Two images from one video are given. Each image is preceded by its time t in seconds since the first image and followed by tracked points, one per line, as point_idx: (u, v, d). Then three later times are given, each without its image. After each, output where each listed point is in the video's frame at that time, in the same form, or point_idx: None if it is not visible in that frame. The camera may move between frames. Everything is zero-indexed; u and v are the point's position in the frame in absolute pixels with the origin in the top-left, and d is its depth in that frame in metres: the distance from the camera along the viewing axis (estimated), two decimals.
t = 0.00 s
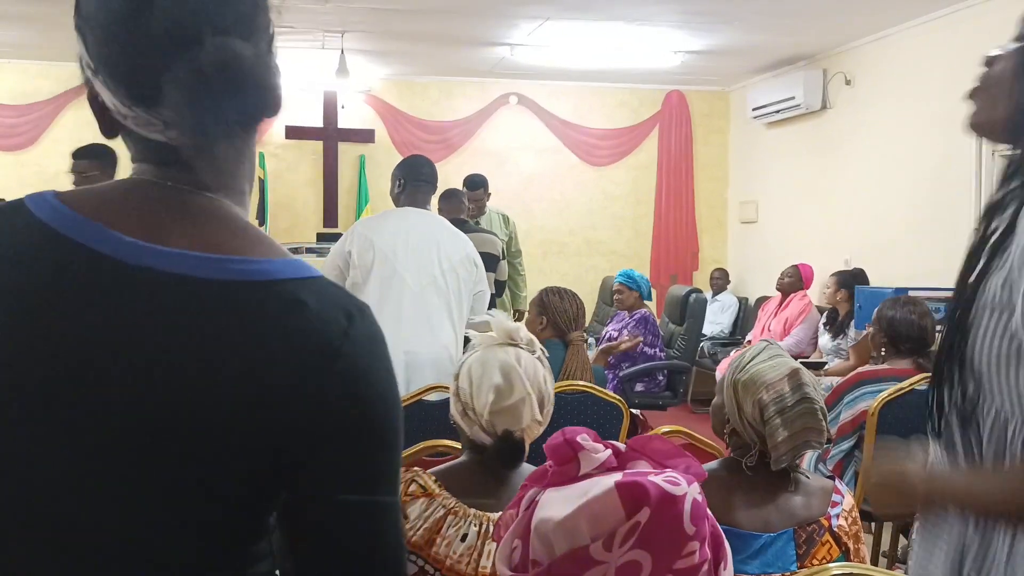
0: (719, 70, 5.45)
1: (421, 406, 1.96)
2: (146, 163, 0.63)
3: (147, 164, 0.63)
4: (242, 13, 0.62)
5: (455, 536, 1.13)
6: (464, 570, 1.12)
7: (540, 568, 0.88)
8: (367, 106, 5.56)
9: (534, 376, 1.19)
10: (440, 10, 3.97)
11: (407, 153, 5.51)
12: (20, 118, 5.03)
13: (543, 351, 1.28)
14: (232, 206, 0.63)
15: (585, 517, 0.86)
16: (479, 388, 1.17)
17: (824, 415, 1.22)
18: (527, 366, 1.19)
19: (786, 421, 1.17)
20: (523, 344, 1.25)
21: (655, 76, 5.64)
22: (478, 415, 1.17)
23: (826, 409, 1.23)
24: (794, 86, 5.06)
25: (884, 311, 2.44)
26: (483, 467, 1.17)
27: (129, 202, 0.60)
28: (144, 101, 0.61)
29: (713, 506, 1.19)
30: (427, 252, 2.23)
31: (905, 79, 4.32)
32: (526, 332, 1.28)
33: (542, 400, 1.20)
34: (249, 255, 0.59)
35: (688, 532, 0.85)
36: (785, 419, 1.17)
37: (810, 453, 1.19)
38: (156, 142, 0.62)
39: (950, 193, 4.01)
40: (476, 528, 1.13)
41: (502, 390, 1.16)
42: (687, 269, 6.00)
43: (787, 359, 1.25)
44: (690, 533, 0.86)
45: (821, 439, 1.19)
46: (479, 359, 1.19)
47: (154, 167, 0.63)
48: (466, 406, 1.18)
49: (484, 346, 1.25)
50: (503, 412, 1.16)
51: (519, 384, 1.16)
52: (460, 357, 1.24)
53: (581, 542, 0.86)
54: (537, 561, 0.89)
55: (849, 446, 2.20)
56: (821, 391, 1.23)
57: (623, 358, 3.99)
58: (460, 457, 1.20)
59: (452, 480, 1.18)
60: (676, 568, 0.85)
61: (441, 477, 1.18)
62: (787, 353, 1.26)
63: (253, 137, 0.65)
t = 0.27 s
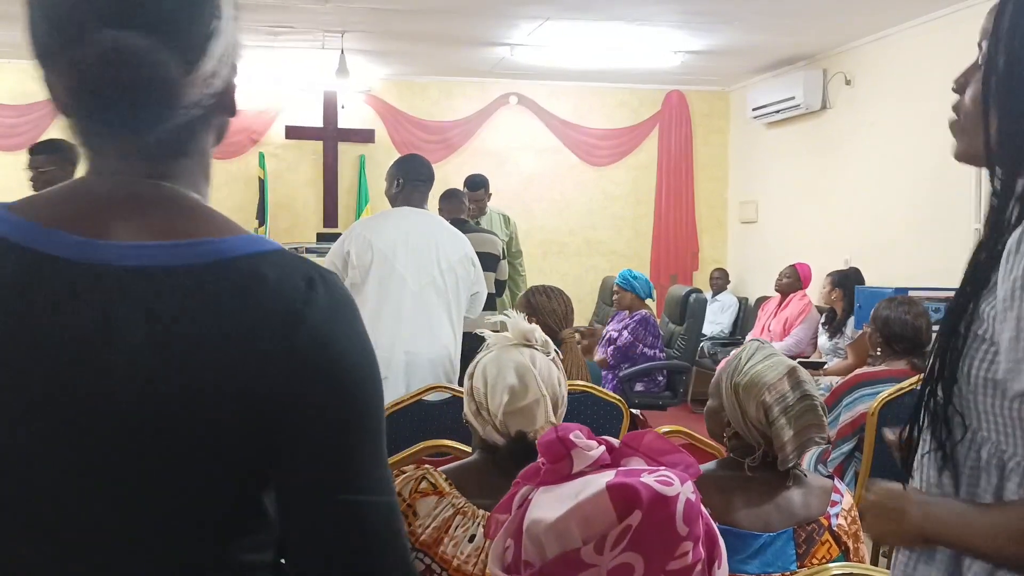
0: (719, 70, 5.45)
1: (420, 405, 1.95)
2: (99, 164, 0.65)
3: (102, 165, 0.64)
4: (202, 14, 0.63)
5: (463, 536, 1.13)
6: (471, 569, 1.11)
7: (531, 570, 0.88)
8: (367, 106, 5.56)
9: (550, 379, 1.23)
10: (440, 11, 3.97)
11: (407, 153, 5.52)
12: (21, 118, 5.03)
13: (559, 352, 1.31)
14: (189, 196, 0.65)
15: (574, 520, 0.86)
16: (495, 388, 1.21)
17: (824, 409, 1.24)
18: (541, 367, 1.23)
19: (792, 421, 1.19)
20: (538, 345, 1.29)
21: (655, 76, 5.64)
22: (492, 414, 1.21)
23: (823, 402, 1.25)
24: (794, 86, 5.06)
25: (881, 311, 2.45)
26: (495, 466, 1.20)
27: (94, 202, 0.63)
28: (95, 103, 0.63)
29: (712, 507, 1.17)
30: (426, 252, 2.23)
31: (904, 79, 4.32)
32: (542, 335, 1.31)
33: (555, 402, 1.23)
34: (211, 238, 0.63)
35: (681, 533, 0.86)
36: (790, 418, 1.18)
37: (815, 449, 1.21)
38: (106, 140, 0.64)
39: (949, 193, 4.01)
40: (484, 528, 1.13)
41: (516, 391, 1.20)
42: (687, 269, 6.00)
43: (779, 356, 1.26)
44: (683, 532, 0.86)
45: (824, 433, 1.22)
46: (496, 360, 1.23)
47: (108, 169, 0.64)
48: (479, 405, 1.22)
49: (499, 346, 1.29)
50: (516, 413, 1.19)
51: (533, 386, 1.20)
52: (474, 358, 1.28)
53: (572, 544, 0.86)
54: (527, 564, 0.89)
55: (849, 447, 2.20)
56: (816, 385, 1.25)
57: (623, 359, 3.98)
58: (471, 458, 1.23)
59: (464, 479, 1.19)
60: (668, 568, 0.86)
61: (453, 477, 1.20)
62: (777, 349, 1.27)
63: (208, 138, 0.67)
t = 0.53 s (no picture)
0: (719, 70, 5.45)
1: (422, 404, 1.95)
2: (49, 165, 0.67)
3: (50, 165, 0.67)
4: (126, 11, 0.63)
5: (463, 537, 1.13)
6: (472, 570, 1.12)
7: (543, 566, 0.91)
8: (367, 106, 5.55)
9: (549, 378, 1.23)
10: (439, 10, 3.97)
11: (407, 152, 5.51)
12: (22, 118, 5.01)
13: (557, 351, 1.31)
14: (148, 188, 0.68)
15: (585, 519, 0.89)
16: (494, 389, 1.20)
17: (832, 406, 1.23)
18: (539, 368, 1.23)
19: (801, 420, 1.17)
20: (537, 345, 1.28)
21: (655, 75, 5.64)
22: (492, 416, 1.20)
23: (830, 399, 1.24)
24: (794, 86, 5.07)
25: (880, 312, 2.45)
26: (496, 467, 1.19)
27: (67, 204, 0.66)
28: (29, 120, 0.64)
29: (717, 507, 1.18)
30: (426, 252, 2.23)
31: (904, 78, 4.32)
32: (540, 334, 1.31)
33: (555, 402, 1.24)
34: (185, 226, 0.66)
35: (692, 536, 0.88)
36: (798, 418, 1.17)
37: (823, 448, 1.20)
38: (45, 145, 0.66)
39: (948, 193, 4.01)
40: (484, 530, 1.13)
41: (516, 391, 1.20)
42: (687, 269, 6.00)
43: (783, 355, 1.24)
44: (695, 535, 0.88)
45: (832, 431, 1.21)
46: (494, 361, 1.23)
47: (63, 173, 0.67)
48: (479, 406, 1.21)
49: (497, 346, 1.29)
50: (516, 414, 1.19)
51: (532, 386, 1.20)
52: (473, 358, 1.27)
53: (582, 541, 0.89)
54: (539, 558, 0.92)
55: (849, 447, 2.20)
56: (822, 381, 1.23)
57: (624, 360, 3.97)
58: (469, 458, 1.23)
59: (464, 479, 1.19)
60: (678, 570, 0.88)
61: (452, 477, 1.19)
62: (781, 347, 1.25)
63: (153, 129, 0.69)
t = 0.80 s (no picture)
0: (719, 70, 5.44)
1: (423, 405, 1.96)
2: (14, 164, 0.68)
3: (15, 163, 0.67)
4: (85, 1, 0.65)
5: (458, 537, 1.15)
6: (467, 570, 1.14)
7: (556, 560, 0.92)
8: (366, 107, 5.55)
9: (538, 377, 1.25)
10: (439, 11, 3.97)
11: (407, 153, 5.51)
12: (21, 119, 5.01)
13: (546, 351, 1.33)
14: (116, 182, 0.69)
15: (601, 514, 0.90)
16: (484, 389, 1.22)
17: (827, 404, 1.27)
18: (528, 367, 1.25)
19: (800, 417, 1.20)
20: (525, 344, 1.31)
21: (655, 76, 5.64)
22: (483, 415, 1.21)
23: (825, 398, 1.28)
24: (794, 86, 5.08)
25: (883, 311, 2.45)
26: (488, 467, 1.21)
27: (47, 206, 0.66)
28: None
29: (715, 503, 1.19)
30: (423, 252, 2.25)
31: (903, 79, 4.32)
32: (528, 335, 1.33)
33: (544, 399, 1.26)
34: (169, 222, 0.66)
35: (708, 535, 0.89)
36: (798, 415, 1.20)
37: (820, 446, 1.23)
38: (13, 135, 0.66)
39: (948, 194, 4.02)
40: (479, 529, 1.15)
41: (506, 391, 1.21)
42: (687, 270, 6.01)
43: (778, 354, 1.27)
44: (709, 535, 0.89)
45: (828, 428, 1.25)
46: (484, 362, 1.24)
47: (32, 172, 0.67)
48: (470, 406, 1.23)
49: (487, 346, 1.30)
50: (508, 413, 1.20)
51: (523, 385, 1.22)
52: (463, 360, 1.28)
53: (598, 536, 0.90)
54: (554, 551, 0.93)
55: (849, 447, 2.20)
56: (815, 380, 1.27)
57: (623, 359, 3.98)
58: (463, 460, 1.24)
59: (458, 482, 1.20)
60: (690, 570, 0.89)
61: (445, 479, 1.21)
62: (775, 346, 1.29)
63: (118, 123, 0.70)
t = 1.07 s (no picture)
0: (719, 70, 5.44)
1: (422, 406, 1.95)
2: None
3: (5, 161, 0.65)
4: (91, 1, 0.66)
5: (450, 536, 1.17)
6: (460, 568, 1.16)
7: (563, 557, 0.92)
8: (367, 107, 5.54)
9: (522, 375, 1.20)
10: (439, 11, 3.97)
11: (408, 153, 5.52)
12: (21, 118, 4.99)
13: (530, 348, 1.29)
14: (117, 178, 0.68)
15: (611, 513, 0.90)
16: (467, 389, 1.19)
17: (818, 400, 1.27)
18: (512, 366, 1.20)
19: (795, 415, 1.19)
20: (508, 342, 1.26)
21: (655, 75, 5.64)
22: (467, 417, 1.18)
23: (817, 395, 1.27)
24: (794, 86, 5.04)
25: (884, 311, 2.44)
26: (475, 467, 1.20)
27: (49, 204, 0.64)
28: None
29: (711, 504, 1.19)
30: (412, 250, 2.24)
31: (904, 79, 4.32)
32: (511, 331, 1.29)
33: (530, 397, 1.21)
34: (176, 220, 0.66)
35: (718, 536, 0.88)
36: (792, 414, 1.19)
37: (814, 444, 1.22)
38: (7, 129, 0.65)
39: (949, 194, 4.01)
40: (470, 527, 1.17)
41: (490, 391, 1.18)
42: (687, 269, 6.00)
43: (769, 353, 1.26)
44: (719, 535, 0.88)
45: (822, 425, 1.24)
46: (466, 361, 1.20)
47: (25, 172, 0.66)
48: (454, 408, 1.20)
49: (469, 346, 1.26)
50: (492, 414, 1.17)
51: (506, 384, 1.18)
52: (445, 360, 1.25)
53: (609, 535, 0.90)
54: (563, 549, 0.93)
55: (849, 447, 2.19)
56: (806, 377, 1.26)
57: (623, 358, 3.97)
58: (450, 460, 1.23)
59: (446, 482, 1.21)
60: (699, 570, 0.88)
61: (433, 480, 1.22)
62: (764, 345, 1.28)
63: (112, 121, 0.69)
